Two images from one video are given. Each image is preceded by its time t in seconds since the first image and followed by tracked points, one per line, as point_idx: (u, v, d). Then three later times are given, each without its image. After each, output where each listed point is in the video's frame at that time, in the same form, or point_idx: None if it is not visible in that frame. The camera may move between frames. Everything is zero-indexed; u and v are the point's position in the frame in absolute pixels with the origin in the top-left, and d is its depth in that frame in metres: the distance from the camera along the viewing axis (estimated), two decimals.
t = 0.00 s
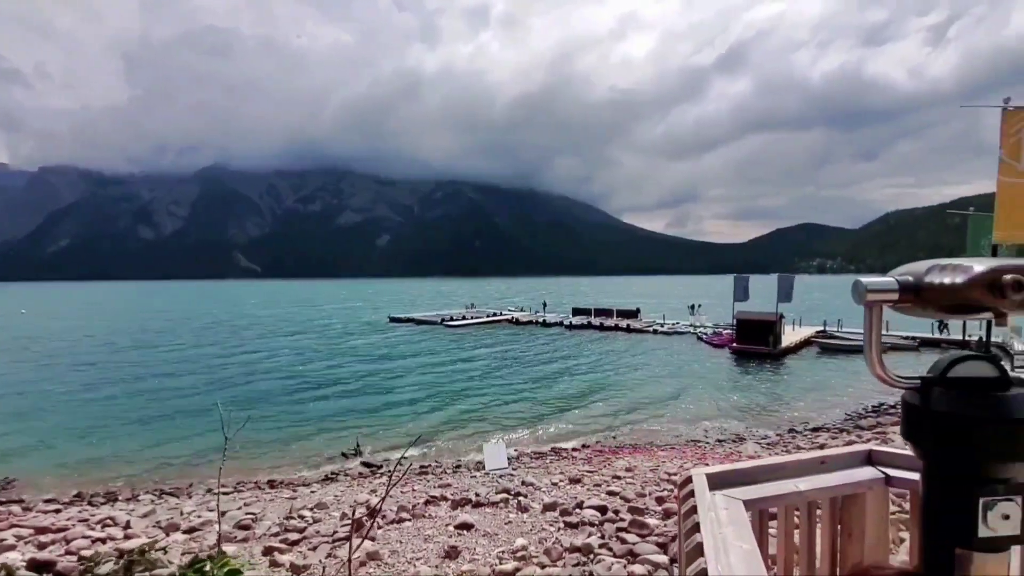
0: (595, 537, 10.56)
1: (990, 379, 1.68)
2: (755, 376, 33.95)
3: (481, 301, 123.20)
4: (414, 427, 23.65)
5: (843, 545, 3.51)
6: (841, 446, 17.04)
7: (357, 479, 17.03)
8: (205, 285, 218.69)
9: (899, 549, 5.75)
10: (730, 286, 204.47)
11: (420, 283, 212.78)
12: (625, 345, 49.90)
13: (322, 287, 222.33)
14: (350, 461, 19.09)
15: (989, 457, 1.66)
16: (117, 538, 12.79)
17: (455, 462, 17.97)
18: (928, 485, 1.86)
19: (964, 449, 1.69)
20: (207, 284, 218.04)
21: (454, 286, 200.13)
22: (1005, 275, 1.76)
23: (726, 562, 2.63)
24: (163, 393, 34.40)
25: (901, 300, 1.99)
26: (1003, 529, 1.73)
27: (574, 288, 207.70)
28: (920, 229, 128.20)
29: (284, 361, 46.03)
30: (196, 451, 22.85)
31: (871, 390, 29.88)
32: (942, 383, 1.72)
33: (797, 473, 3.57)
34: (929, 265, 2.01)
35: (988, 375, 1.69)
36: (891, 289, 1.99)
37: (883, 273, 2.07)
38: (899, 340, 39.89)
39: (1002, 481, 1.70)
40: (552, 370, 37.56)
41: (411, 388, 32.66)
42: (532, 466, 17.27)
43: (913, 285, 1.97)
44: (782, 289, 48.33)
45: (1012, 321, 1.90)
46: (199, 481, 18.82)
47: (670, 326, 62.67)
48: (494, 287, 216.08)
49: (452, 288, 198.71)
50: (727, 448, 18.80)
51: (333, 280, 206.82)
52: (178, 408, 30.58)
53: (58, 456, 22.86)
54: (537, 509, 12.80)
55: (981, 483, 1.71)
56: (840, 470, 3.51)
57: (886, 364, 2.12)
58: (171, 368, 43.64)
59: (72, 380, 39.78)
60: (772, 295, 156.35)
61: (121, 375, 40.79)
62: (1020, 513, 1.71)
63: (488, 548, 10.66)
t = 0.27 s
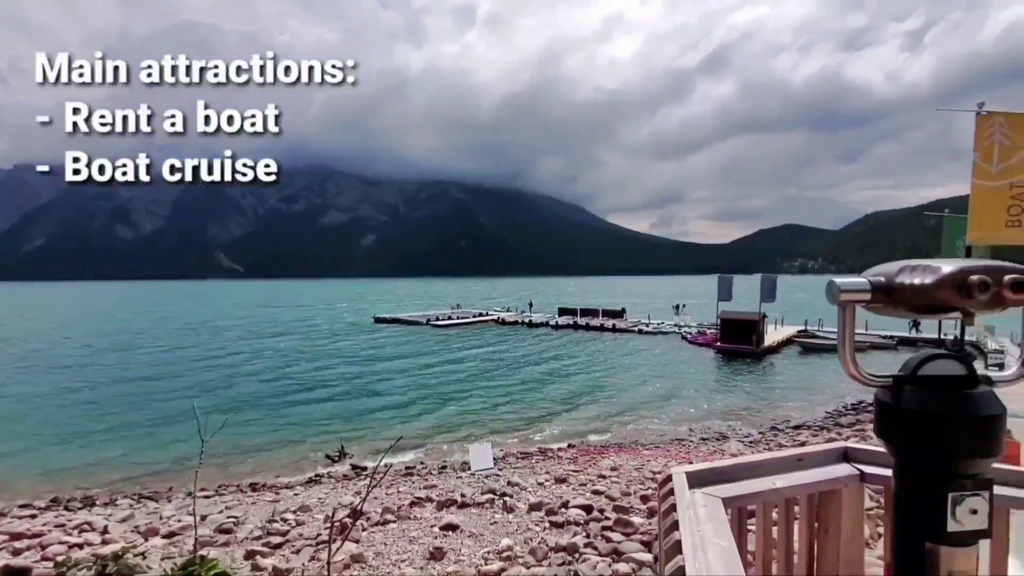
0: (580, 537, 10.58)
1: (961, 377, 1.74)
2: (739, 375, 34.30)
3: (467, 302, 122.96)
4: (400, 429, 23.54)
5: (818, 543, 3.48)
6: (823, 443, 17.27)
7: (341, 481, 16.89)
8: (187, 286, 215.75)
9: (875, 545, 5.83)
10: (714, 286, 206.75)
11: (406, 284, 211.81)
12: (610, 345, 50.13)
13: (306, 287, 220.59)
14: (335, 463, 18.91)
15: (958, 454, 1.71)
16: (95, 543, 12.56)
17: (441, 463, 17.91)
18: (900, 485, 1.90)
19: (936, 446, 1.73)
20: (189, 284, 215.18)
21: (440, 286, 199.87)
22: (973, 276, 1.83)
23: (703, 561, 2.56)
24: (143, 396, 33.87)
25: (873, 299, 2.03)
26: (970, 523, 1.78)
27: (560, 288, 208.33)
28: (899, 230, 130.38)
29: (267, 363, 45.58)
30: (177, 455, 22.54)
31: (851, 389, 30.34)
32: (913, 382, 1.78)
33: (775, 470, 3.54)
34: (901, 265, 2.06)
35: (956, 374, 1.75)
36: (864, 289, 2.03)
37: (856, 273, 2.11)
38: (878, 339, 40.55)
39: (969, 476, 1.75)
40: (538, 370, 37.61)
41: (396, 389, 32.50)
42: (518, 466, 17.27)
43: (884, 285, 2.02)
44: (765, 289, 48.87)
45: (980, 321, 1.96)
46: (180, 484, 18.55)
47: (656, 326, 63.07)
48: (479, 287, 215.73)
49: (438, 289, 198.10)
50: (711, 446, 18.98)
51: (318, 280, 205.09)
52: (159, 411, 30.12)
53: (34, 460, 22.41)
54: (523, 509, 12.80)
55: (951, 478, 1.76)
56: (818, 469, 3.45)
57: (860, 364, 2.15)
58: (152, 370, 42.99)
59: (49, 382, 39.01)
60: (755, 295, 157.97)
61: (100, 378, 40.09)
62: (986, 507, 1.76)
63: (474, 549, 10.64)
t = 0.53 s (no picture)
0: (569, 537, 10.60)
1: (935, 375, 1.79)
2: (726, 375, 34.54)
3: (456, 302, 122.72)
4: (388, 430, 23.42)
5: (800, 543, 3.49)
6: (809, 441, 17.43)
7: (329, 483, 16.72)
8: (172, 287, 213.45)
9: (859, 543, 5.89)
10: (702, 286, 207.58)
11: (394, 284, 210.97)
12: (599, 345, 50.26)
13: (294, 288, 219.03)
14: (322, 465, 18.74)
15: (934, 450, 1.76)
16: (77, 549, 12.36)
17: (430, 464, 17.85)
18: (879, 484, 1.94)
19: (911, 444, 1.77)
20: (175, 285, 212.80)
21: (429, 287, 199.28)
22: (948, 275, 1.86)
23: (686, 559, 2.56)
24: (127, 398, 33.44)
25: (852, 299, 2.07)
26: (948, 519, 1.81)
27: (550, 288, 208.33)
28: (883, 230, 131.97)
29: (253, 364, 45.18)
30: (161, 458, 22.23)
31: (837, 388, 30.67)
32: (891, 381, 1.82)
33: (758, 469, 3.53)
34: (877, 267, 2.10)
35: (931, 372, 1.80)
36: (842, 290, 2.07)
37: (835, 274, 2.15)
38: (863, 339, 41.05)
39: (946, 473, 1.79)
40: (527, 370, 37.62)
41: (384, 391, 32.34)
42: (507, 467, 17.26)
43: (862, 285, 2.06)
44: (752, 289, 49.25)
45: (956, 320, 2.01)
46: (164, 488, 18.30)
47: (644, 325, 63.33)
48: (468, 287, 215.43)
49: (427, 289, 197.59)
50: (699, 445, 19.10)
51: (305, 281, 203.70)
52: (143, 413, 29.72)
53: (14, 463, 22.04)
54: (512, 509, 12.78)
55: (928, 475, 1.80)
56: (802, 469, 3.45)
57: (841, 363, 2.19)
58: (136, 372, 42.44)
59: (30, 385, 38.40)
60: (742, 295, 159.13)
61: (83, 380, 39.51)
62: (961, 503, 1.80)
63: (462, 550, 10.60)
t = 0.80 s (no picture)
0: (558, 537, 10.61)
1: (913, 374, 1.83)
2: (714, 374, 34.74)
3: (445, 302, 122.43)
4: (377, 432, 23.30)
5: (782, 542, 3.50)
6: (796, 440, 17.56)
7: (317, 485, 16.57)
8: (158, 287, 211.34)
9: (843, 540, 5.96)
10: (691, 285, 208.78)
11: (383, 284, 210.09)
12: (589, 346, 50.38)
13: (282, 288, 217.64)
14: (310, 468, 18.56)
15: (912, 449, 1.79)
16: (60, 554, 12.18)
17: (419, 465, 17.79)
18: (858, 482, 1.97)
19: (890, 442, 1.80)
20: (161, 286, 210.68)
21: (419, 287, 198.93)
22: (924, 276, 1.90)
23: (669, 558, 2.54)
24: (112, 401, 33.04)
25: (832, 299, 2.10)
26: (926, 517, 1.85)
27: (540, 288, 208.51)
28: (869, 231, 133.37)
29: (241, 366, 44.80)
30: (147, 460, 22.01)
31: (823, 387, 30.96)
32: (871, 379, 1.85)
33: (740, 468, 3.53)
34: (856, 267, 2.14)
35: (908, 371, 1.84)
36: (820, 290, 2.11)
37: (815, 274, 2.18)
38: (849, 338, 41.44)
39: (922, 470, 1.83)
40: (516, 370, 37.63)
41: (373, 392, 32.17)
42: (497, 467, 17.23)
43: (842, 285, 2.09)
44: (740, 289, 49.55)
45: (932, 321, 2.06)
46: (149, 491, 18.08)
47: (634, 325, 63.55)
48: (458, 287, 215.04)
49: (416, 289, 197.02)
50: (688, 445, 19.18)
51: (293, 281, 202.31)
52: (128, 416, 29.38)
53: None
54: (502, 510, 12.76)
55: (906, 473, 1.83)
56: (786, 468, 3.45)
57: (822, 363, 2.22)
58: (122, 374, 41.91)
59: (12, 387, 37.79)
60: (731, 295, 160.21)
61: (66, 383, 38.97)
62: (938, 500, 1.84)
63: (452, 552, 10.56)
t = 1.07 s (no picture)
0: (548, 537, 10.63)
1: (889, 373, 1.86)
2: (703, 373, 34.95)
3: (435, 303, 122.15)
4: (366, 434, 23.17)
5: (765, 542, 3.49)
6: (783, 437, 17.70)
7: (305, 488, 16.43)
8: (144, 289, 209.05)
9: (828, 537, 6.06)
10: (679, 285, 210.24)
11: (373, 285, 209.24)
12: (578, 345, 50.50)
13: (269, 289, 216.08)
14: (298, 470, 18.40)
15: (888, 447, 1.83)
16: (42, 559, 12.01)
17: (408, 467, 17.72)
18: (837, 479, 1.99)
19: (869, 440, 1.83)
20: (146, 287, 208.40)
21: (407, 288, 198.42)
22: (899, 277, 1.94)
23: (650, 556, 2.50)
24: (96, 405, 32.62)
25: (811, 298, 2.13)
26: (903, 513, 1.89)
27: (529, 288, 208.72)
28: (855, 231, 134.88)
29: (228, 368, 44.41)
30: (133, 464, 21.76)
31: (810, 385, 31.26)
32: (849, 378, 1.88)
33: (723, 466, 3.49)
34: (836, 267, 2.16)
35: (886, 370, 1.87)
36: (801, 290, 2.13)
37: (795, 274, 2.21)
38: (835, 336, 41.88)
39: (899, 468, 1.86)
40: (506, 370, 37.62)
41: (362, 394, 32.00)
42: (487, 468, 17.22)
43: (820, 286, 2.12)
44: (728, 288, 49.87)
45: (909, 319, 2.09)
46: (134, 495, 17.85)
47: (623, 324, 63.80)
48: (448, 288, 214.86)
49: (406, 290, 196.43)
50: (677, 444, 19.29)
51: (282, 282, 201.37)
52: (113, 420, 29.02)
53: None
54: (492, 510, 12.74)
55: (884, 471, 1.87)
56: (767, 466, 3.44)
57: (801, 363, 2.24)
58: (107, 377, 41.41)
59: None
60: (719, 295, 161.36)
61: (50, 386, 38.43)
62: (914, 496, 1.88)
63: (441, 553, 10.53)
